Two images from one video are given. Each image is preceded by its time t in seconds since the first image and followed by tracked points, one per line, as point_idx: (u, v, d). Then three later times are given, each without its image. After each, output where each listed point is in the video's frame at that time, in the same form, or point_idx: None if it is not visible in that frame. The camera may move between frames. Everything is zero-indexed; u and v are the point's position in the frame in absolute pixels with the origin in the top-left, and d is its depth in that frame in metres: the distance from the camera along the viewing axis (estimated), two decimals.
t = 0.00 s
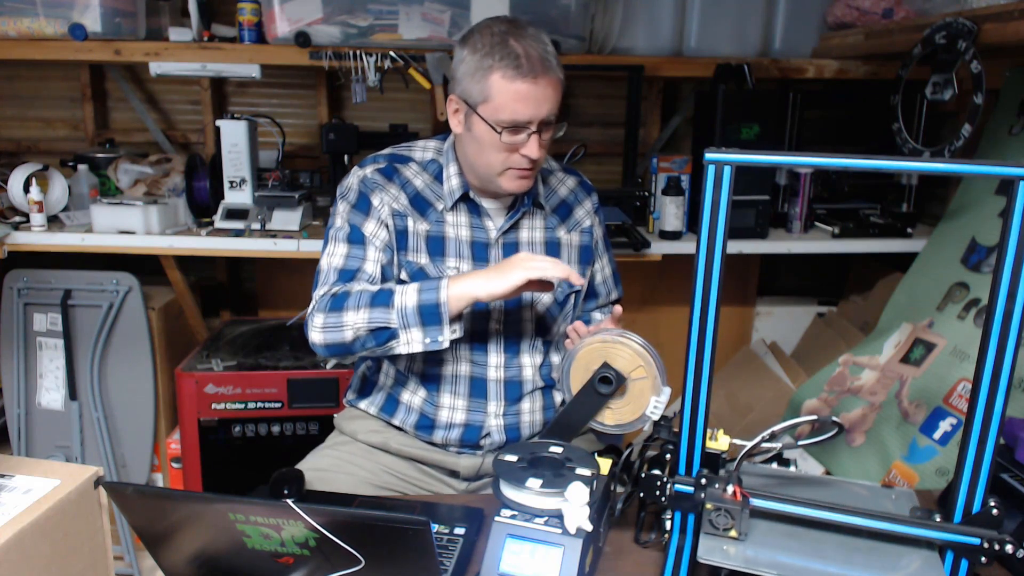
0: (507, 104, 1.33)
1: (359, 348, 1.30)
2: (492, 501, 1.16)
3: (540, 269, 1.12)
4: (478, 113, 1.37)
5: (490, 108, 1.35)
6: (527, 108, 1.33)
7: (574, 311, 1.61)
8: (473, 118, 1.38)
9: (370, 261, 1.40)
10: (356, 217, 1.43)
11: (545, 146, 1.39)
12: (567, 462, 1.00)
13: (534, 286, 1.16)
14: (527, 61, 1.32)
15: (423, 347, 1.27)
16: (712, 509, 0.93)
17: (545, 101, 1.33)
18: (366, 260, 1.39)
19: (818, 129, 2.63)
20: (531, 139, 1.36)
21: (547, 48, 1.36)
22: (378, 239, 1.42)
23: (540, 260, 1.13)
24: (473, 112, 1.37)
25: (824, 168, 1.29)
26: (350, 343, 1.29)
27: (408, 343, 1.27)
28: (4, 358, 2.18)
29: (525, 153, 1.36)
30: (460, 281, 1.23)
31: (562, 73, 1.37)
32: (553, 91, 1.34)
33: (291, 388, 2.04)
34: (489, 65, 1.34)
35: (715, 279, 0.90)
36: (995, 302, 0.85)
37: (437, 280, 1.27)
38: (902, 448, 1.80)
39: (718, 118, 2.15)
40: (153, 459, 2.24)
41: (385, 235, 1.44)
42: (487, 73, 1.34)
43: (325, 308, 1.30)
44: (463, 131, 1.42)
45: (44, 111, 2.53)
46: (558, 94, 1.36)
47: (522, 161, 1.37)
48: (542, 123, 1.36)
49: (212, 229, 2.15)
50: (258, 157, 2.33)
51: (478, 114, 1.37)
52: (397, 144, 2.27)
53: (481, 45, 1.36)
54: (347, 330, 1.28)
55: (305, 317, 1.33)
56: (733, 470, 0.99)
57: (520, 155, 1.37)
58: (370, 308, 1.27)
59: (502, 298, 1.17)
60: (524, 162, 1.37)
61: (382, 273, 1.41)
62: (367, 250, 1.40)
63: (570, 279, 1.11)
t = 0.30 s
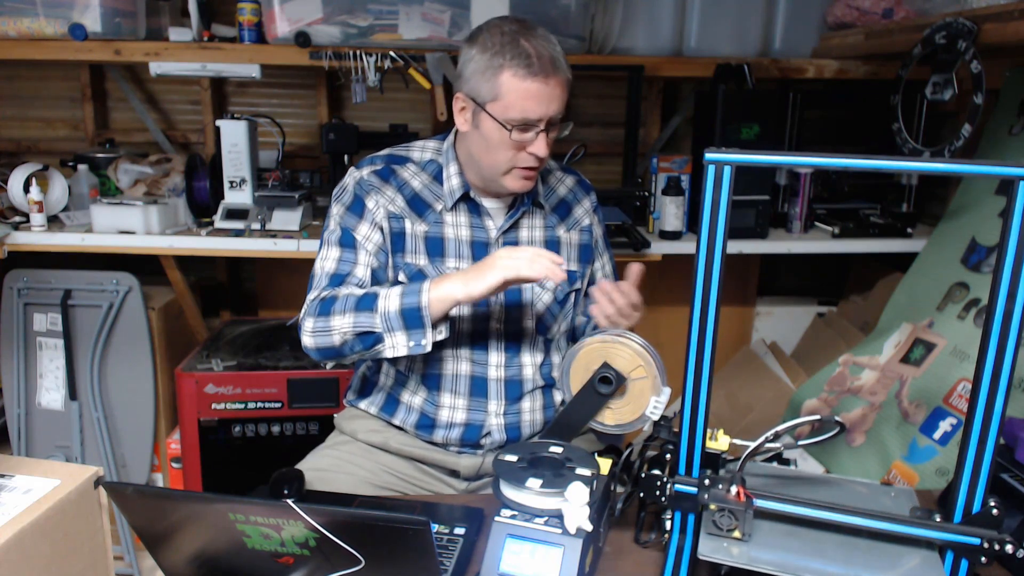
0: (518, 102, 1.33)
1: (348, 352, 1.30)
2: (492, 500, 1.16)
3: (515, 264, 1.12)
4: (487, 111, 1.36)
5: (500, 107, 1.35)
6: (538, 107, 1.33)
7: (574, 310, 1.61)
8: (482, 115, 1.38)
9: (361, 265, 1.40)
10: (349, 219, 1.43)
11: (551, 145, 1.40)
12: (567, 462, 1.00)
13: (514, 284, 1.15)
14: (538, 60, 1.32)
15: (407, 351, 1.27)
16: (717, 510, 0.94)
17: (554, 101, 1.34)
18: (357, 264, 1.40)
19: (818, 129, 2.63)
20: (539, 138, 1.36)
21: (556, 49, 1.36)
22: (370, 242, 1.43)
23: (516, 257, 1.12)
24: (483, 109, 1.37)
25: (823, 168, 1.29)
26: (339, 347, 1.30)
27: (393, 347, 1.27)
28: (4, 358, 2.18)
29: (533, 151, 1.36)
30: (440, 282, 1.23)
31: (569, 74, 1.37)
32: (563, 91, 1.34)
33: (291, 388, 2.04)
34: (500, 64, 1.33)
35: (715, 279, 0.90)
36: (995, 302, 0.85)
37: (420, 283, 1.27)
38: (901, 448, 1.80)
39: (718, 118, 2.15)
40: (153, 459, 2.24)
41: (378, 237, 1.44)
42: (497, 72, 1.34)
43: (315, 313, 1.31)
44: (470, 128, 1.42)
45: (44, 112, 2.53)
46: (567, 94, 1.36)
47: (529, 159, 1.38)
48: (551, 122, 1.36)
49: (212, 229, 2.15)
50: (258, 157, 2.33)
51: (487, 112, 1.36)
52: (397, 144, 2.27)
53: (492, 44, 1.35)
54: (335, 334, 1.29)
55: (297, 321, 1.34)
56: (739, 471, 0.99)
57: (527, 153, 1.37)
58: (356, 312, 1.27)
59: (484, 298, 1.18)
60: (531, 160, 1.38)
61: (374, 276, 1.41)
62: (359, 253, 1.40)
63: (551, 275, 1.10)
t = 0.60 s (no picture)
0: (517, 107, 1.33)
1: (349, 352, 1.31)
2: (492, 501, 1.16)
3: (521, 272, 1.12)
4: (486, 115, 1.36)
5: (500, 111, 1.34)
6: (537, 112, 1.33)
7: (572, 311, 1.61)
8: (481, 119, 1.38)
9: (363, 265, 1.40)
10: (349, 219, 1.43)
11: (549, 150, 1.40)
12: (567, 462, 1.00)
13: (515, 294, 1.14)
14: (538, 67, 1.32)
15: (409, 353, 1.27)
16: (719, 510, 0.92)
17: (553, 106, 1.34)
18: (358, 264, 1.40)
19: (818, 129, 2.63)
20: (537, 143, 1.36)
21: (556, 54, 1.36)
22: (371, 242, 1.43)
23: (522, 265, 1.12)
24: (482, 113, 1.37)
25: (824, 168, 1.29)
26: (340, 347, 1.30)
27: (393, 349, 1.27)
28: (4, 358, 2.18)
29: (531, 156, 1.37)
30: (442, 286, 1.23)
31: (570, 80, 1.37)
32: (561, 97, 1.34)
33: (291, 388, 2.04)
34: (500, 69, 1.33)
35: (715, 279, 0.90)
36: (995, 302, 0.85)
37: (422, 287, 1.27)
38: (902, 448, 1.80)
39: (718, 118, 2.15)
40: (153, 459, 2.24)
41: (379, 237, 1.44)
42: (497, 77, 1.34)
43: (316, 313, 1.31)
44: (469, 131, 1.42)
45: (44, 112, 2.53)
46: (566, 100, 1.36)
47: (527, 164, 1.38)
48: (549, 127, 1.36)
49: (212, 229, 2.15)
50: (258, 157, 2.33)
51: (486, 116, 1.36)
52: (397, 144, 2.27)
53: (492, 48, 1.35)
54: (336, 335, 1.29)
55: (299, 321, 1.34)
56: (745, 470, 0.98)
57: (525, 158, 1.37)
58: (358, 313, 1.28)
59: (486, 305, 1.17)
60: (529, 164, 1.38)
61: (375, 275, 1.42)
62: (360, 253, 1.41)
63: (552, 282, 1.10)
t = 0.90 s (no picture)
0: (523, 105, 1.33)
1: (352, 351, 1.30)
2: (492, 501, 1.16)
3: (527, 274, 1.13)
4: (492, 114, 1.36)
5: (506, 110, 1.34)
6: (543, 110, 1.33)
7: (573, 312, 1.61)
8: (487, 118, 1.37)
9: (366, 263, 1.40)
10: (352, 218, 1.43)
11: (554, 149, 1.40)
12: (567, 462, 1.00)
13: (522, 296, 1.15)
14: (544, 65, 1.32)
15: (413, 351, 1.27)
16: (724, 511, 0.92)
17: (559, 105, 1.34)
18: (362, 262, 1.40)
19: (818, 129, 2.63)
20: (543, 141, 1.36)
21: (562, 53, 1.36)
22: (374, 240, 1.43)
23: (528, 268, 1.13)
24: (487, 112, 1.37)
25: (824, 168, 1.29)
26: (344, 346, 1.30)
27: (398, 348, 1.27)
28: (4, 358, 2.18)
29: (537, 154, 1.37)
30: (447, 285, 1.23)
31: (575, 79, 1.37)
32: (567, 95, 1.34)
33: (291, 388, 2.04)
34: (506, 67, 1.33)
35: (715, 280, 0.90)
36: (995, 302, 0.85)
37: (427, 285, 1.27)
38: (901, 448, 1.80)
39: (718, 118, 2.15)
40: (153, 459, 2.24)
41: (382, 235, 1.44)
42: (503, 76, 1.34)
43: (320, 310, 1.31)
44: (474, 130, 1.42)
45: (44, 112, 2.53)
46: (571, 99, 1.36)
47: (531, 162, 1.38)
48: (555, 126, 1.36)
49: (212, 229, 2.15)
50: (258, 157, 2.33)
51: (492, 114, 1.36)
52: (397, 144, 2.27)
53: (498, 47, 1.35)
54: (340, 332, 1.29)
55: (301, 319, 1.34)
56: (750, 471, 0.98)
57: (530, 156, 1.37)
58: (362, 311, 1.28)
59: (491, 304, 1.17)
60: (534, 163, 1.38)
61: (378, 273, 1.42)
62: (363, 251, 1.41)
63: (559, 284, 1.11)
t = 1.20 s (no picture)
0: (529, 104, 1.33)
1: (359, 348, 1.31)
2: (492, 501, 1.16)
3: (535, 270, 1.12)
4: (498, 112, 1.36)
5: (511, 108, 1.34)
6: (548, 108, 1.33)
7: (576, 313, 1.61)
8: (492, 117, 1.37)
9: (371, 262, 1.41)
10: (357, 215, 1.43)
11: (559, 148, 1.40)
12: (567, 462, 1.00)
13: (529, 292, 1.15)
14: (550, 63, 1.32)
15: (420, 348, 1.27)
16: (729, 512, 0.92)
17: (563, 104, 1.34)
18: (367, 260, 1.41)
19: (818, 129, 2.63)
20: (548, 140, 1.36)
21: (567, 53, 1.36)
22: (379, 238, 1.43)
23: (536, 263, 1.13)
24: (493, 111, 1.37)
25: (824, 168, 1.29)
26: (349, 343, 1.30)
27: (406, 344, 1.27)
28: (4, 358, 2.18)
29: (542, 153, 1.37)
30: (455, 280, 1.23)
31: (580, 78, 1.37)
32: (572, 94, 1.35)
33: (291, 388, 2.04)
34: (512, 66, 1.33)
35: (715, 280, 0.90)
36: (995, 302, 0.85)
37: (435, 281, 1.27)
38: (901, 448, 1.80)
39: (719, 118, 2.15)
40: (153, 459, 2.24)
41: (386, 233, 1.44)
42: (509, 74, 1.34)
43: (326, 308, 1.31)
44: (479, 129, 1.41)
45: (44, 112, 2.53)
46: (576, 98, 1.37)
47: (536, 161, 1.38)
48: (560, 125, 1.37)
49: (212, 229, 2.15)
50: (258, 157, 2.33)
51: (497, 113, 1.36)
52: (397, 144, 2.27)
53: (504, 46, 1.35)
54: (347, 330, 1.29)
55: (307, 317, 1.34)
56: (753, 471, 0.98)
57: (535, 155, 1.37)
58: (369, 308, 1.28)
59: (501, 301, 1.17)
60: (539, 161, 1.38)
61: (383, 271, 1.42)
62: (368, 248, 1.41)
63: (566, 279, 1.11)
